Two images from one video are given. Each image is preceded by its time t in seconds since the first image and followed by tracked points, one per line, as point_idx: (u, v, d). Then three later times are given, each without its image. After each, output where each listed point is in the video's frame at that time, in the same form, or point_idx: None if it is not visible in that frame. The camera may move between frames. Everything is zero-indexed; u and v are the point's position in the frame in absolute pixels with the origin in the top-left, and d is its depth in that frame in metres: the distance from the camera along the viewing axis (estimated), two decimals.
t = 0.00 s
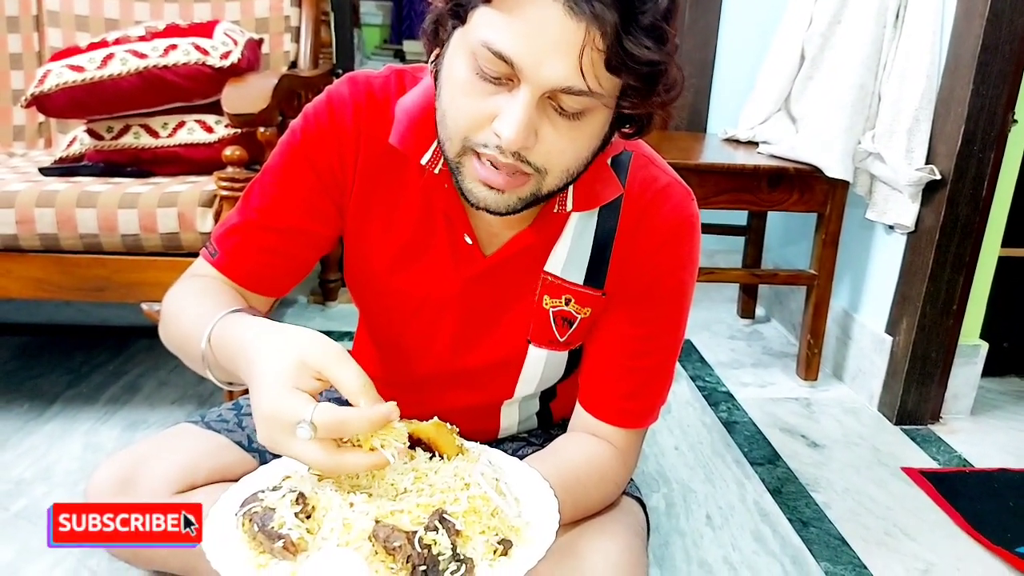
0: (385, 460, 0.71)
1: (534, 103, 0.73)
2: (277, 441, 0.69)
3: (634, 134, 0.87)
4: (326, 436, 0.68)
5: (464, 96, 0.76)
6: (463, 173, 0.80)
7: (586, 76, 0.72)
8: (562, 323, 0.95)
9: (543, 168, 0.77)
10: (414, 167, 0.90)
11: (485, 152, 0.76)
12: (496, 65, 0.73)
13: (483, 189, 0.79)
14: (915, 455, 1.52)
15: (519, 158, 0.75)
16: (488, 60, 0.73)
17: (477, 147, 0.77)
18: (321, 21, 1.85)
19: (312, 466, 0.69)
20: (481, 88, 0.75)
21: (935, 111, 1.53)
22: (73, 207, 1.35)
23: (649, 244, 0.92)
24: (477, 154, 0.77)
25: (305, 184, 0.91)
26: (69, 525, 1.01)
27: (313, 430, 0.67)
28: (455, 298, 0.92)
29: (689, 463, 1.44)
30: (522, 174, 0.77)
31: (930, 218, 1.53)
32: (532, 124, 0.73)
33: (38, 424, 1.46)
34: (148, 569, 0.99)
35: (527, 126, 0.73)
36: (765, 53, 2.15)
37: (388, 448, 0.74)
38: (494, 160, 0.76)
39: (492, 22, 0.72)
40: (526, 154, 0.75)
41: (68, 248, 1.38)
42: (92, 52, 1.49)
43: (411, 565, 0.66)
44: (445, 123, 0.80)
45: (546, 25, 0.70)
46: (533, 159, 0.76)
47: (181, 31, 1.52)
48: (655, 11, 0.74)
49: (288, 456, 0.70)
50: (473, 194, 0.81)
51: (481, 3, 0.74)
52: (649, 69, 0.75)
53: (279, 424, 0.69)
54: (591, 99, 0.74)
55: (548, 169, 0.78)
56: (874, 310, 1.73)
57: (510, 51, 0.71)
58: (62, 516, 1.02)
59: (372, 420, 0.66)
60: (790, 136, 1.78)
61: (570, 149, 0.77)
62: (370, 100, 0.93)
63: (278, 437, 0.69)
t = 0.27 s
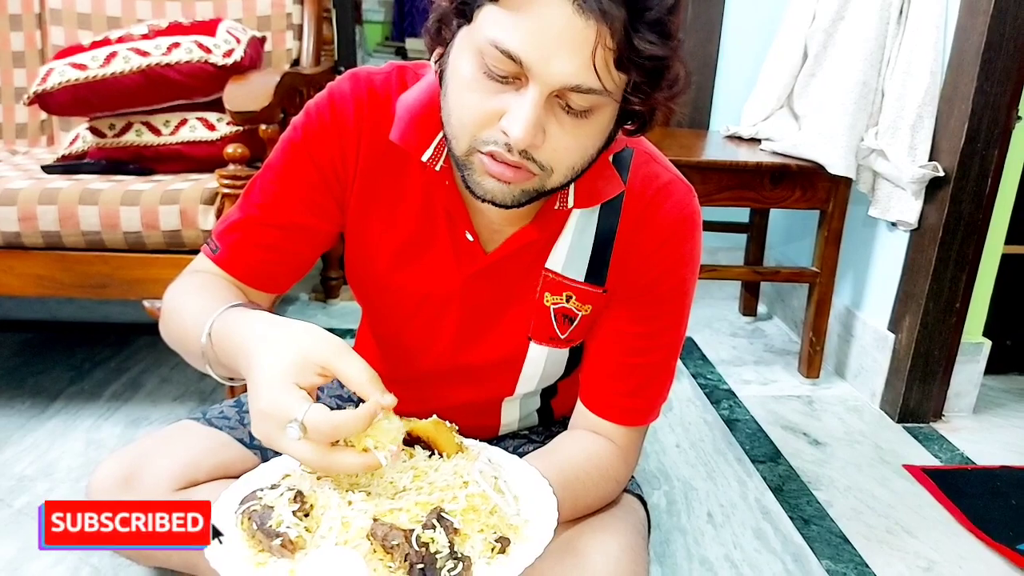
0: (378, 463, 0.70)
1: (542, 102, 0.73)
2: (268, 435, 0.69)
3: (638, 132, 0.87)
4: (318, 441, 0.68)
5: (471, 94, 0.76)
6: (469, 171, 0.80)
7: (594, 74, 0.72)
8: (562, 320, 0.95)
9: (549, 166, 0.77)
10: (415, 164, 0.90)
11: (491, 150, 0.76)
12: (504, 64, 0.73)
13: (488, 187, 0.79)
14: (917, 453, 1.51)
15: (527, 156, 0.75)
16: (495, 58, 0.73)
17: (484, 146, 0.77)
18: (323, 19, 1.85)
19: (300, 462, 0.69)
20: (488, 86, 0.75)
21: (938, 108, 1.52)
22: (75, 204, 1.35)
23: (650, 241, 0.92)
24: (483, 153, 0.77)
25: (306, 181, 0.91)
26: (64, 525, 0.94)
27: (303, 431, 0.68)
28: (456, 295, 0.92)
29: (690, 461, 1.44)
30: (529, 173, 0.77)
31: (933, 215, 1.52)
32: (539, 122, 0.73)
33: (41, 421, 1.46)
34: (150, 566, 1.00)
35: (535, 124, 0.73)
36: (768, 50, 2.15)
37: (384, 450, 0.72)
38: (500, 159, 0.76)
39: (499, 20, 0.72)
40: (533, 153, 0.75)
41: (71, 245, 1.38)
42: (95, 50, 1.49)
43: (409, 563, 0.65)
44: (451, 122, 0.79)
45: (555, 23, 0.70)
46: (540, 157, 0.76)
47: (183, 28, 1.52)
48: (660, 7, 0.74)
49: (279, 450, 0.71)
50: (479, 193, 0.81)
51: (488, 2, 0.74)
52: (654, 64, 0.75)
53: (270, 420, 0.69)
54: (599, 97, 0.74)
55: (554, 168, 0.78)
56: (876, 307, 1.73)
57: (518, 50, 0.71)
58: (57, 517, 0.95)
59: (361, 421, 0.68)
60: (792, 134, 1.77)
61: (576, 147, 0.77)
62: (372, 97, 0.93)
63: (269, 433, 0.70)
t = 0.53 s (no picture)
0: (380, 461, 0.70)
1: (546, 96, 0.72)
2: (270, 426, 0.70)
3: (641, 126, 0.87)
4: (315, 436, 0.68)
5: (474, 88, 0.76)
6: (472, 165, 0.80)
7: (598, 68, 0.72)
8: (565, 313, 0.95)
9: (552, 159, 0.77)
10: (418, 157, 0.90)
11: (495, 145, 0.76)
12: (507, 58, 0.72)
13: (492, 182, 0.79)
14: (920, 445, 1.51)
15: (530, 151, 0.75)
16: (498, 52, 0.72)
17: (487, 140, 0.77)
18: (324, 12, 1.84)
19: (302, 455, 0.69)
20: (491, 80, 0.75)
21: (941, 101, 1.52)
22: (77, 199, 1.35)
23: (653, 235, 0.92)
24: (486, 147, 0.77)
25: (308, 175, 0.91)
26: (58, 526, 0.96)
27: (299, 424, 0.67)
28: (459, 289, 0.92)
29: (693, 454, 1.44)
30: (532, 167, 0.77)
31: (936, 208, 1.52)
32: (543, 116, 0.73)
33: (44, 415, 1.46)
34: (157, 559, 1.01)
35: (538, 118, 0.73)
36: (771, 43, 2.14)
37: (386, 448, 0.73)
38: (504, 153, 0.76)
39: (502, 14, 0.72)
40: (537, 147, 0.75)
41: (74, 239, 1.38)
42: (96, 44, 1.49)
43: (413, 556, 0.66)
44: (453, 116, 0.79)
45: (558, 17, 0.70)
46: (544, 151, 0.76)
47: (184, 22, 1.51)
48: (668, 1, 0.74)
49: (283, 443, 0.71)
50: (483, 187, 0.81)
51: None
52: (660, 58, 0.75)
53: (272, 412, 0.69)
54: (602, 91, 0.74)
55: (558, 162, 0.77)
56: (879, 300, 1.73)
57: (521, 43, 0.70)
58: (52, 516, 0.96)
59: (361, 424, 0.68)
60: (795, 126, 1.77)
61: (579, 140, 0.77)
62: (374, 91, 0.93)
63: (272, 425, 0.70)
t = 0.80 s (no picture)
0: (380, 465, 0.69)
1: (552, 86, 0.72)
2: (279, 405, 0.70)
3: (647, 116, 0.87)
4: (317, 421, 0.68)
5: (479, 78, 0.75)
6: (477, 156, 0.80)
7: (605, 59, 0.71)
8: (570, 304, 0.95)
9: (558, 150, 0.77)
10: (423, 148, 0.89)
11: (500, 135, 0.76)
12: (513, 48, 0.72)
13: (497, 173, 0.79)
14: (926, 435, 1.51)
15: (536, 141, 0.75)
16: (504, 42, 0.72)
17: (493, 130, 0.76)
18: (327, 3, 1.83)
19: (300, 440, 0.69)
20: (497, 70, 0.74)
21: (949, 89, 1.51)
22: (82, 191, 1.35)
23: (659, 225, 0.91)
24: (492, 138, 0.77)
25: (314, 166, 0.91)
26: (59, 525, 0.97)
27: (308, 405, 0.67)
28: (464, 280, 0.92)
29: (698, 444, 1.44)
30: (538, 158, 0.77)
31: (943, 197, 1.51)
32: (549, 107, 0.73)
33: (52, 406, 1.47)
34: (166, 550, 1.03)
35: (544, 109, 0.72)
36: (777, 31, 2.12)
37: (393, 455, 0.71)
38: (509, 144, 0.76)
39: (507, 3, 0.71)
40: (542, 137, 0.75)
41: (79, 231, 1.39)
42: (99, 35, 1.49)
43: (420, 546, 0.66)
44: (459, 106, 0.79)
45: (565, 7, 0.69)
46: (550, 142, 0.75)
47: (187, 13, 1.51)
48: None
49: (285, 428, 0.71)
50: (488, 178, 0.80)
51: None
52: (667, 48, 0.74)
53: (284, 391, 0.69)
54: (609, 81, 0.74)
55: (563, 152, 0.77)
56: (885, 290, 1.72)
57: (527, 33, 0.70)
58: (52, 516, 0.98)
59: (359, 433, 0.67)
60: (801, 115, 1.76)
61: (585, 131, 0.77)
62: (378, 81, 0.93)
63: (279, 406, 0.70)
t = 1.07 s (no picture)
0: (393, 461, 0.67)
1: (555, 96, 0.72)
2: (332, 370, 0.69)
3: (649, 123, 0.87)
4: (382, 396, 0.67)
5: (482, 88, 0.76)
6: (481, 165, 0.80)
7: (608, 69, 0.72)
8: (573, 312, 0.95)
9: (561, 159, 0.77)
10: (426, 157, 0.90)
11: (504, 144, 0.76)
12: (517, 58, 0.72)
13: (500, 181, 0.79)
14: (931, 443, 1.51)
15: (539, 150, 0.75)
16: (508, 52, 0.72)
17: (497, 139, 0.77)
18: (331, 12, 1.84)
19: (343, 408, 0.67)
20: (500, 80, 0.74)
21: (952, 96, 1.51)
22: (87, 201, 1.36)
23: (661, 233, 0.91)
24: (495, 147, 0.77)
25: (318, 174, 0.91)
26: (57, 525, 0.97)
27: (378, 378, 0.67)
28: (467, 288, 0.92)
29: (701, 452, 1.44)
30: (541, 167, 0.77)
31: (946, 205, 1.51)
32: (552, 116, 0.73)
33: (57, 416, 1.47)
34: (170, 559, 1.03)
35: (547, 118, 0.73)
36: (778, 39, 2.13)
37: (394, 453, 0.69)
38: (513, 153, 0.76)
39: (511, 14, 0.72)
40: (546, 146, 0.75)
41: (84, 241, 1.39)
42: (104, 45, 1.50)
43: (422, 556, 0.66)
44: (462, 116, 0.79)
45: (569, 18, 0.70)
46: (553, 151, 0.76)
47: (192, 23, 1.52)
48: None
49: (322, 397, 0.69)
50: (491, 187, 0.81)
51: None
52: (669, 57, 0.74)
53: (350, 360, 0.69)
54: (612, 90, 0.74)
55: (567, 161, 0.77)
56: (888, 298, 1.72)
57: (530, 45, 0.70)
58: (52, 516, 0.98)
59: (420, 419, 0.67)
60: (803, 123, 1.76)
61: (588, 139, 0.77)
62: (382, 90, 0.93)
63: (335, 374, 0.69)
